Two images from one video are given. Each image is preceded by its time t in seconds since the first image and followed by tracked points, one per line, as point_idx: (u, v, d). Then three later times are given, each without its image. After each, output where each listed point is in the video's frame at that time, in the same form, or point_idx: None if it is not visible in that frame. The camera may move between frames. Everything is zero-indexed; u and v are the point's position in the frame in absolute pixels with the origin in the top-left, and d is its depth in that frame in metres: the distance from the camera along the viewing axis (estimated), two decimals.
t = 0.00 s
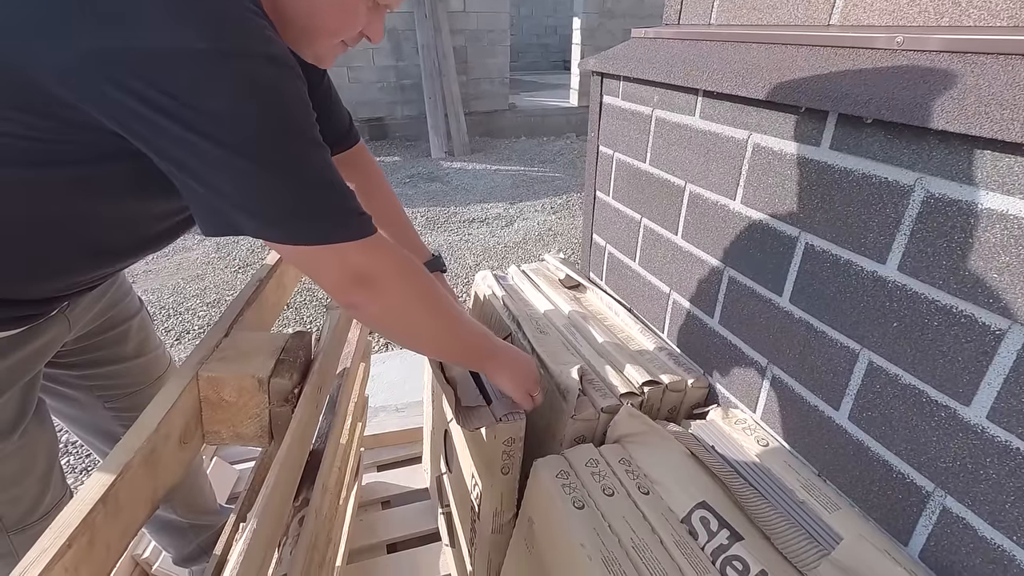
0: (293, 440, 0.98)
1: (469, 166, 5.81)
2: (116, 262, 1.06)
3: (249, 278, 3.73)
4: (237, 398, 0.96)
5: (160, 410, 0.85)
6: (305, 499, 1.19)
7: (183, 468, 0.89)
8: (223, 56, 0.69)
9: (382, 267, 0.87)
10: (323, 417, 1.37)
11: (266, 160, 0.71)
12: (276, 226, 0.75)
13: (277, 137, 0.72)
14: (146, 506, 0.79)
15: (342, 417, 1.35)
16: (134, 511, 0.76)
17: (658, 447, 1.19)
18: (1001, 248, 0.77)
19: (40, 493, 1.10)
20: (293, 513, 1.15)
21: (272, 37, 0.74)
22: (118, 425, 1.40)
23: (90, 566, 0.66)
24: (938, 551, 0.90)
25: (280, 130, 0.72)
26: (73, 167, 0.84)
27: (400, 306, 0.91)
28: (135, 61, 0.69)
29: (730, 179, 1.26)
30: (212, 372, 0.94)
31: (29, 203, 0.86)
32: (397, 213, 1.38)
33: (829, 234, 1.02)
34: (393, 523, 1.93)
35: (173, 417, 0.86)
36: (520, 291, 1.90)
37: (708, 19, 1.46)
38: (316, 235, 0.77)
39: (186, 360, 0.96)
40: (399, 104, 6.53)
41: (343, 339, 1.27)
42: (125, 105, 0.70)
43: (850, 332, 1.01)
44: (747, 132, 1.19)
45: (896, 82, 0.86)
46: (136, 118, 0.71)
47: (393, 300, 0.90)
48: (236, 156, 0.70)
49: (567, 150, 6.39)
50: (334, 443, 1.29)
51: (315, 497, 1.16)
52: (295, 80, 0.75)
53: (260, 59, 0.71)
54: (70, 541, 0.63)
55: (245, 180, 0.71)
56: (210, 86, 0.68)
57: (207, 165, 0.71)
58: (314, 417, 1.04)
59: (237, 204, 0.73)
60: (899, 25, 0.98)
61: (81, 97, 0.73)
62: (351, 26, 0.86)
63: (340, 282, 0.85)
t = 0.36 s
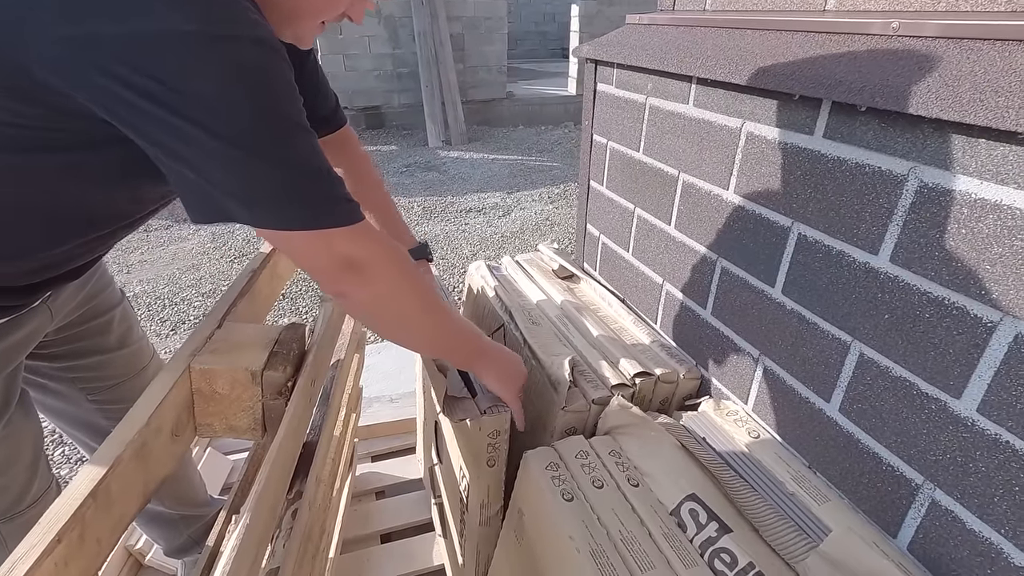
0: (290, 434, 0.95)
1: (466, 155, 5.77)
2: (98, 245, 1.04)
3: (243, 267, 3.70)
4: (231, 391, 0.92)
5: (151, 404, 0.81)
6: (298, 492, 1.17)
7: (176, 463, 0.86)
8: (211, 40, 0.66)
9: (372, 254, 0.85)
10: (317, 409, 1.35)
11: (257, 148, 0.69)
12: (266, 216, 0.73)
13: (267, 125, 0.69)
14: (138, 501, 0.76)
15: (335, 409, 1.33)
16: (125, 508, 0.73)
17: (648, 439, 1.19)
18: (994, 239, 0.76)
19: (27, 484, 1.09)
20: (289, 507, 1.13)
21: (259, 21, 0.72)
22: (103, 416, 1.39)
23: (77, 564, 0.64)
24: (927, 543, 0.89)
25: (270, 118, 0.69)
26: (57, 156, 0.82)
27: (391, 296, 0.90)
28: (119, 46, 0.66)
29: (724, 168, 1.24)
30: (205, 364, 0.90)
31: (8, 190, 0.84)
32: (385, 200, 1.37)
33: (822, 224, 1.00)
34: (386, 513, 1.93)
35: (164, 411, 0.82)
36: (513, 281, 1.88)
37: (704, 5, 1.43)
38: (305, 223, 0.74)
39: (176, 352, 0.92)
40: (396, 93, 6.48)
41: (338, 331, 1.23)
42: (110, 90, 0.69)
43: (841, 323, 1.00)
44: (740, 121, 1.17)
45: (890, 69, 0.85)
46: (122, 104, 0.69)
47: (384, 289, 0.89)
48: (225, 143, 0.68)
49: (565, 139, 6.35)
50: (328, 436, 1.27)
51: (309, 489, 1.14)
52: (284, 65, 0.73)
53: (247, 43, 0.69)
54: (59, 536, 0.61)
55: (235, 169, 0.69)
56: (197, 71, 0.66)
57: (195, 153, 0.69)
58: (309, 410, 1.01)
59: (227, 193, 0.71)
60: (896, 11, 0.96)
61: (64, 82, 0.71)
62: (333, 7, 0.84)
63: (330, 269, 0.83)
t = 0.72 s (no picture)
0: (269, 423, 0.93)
1: (462, 145, 5.73)
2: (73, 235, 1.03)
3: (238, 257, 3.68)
4: (209, 379, 0.89)
5: (126, 392, 0.78)
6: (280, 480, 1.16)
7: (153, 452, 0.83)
8: (169, 22, 0.65)
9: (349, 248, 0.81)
10: (302, 399, 1.33)
11: (218, 131, 0.67)
12: (231, 202, 0.70)
13: (228, 107, 0.67)
14: (113, 490, 0.73)
15: (321, 399, 1.31)
16: (99, 497, 0.70)
17: (633, 429, 1.18)
18: (977, 226, 0.75)
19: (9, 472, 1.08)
20: (271, 498, 1.11)
21: (221, 5, 0.70)
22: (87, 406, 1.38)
23: (48, 554, 0.61)
24: (907, 532, 0.89)
25: (232, 100, 0.67)
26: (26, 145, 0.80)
27: (370, 296, 0.86)
28: (76, 28, 0.65)
29: (711, 156, 1.23)
30: (183, 352, 0.87)
31: None
32: (370, 189, 1.35)
33: (808, 212, 0.99)
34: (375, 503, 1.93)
35: (140, 400, 0.79)
36: (503, 270, 1.87)
37: None
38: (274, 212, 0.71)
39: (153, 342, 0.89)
40: (392, 82, 6.42)
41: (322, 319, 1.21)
42: (70, 76, 0.67)
43: (826, 313, 0.99)
44: (727, 107, 1.15)
45: (876, 53, 0.83)
46: (82, 90, 0.67)
47: (363, 287, 0.85)
48: (186, 127, 0.66)
49: (562, 128, 6.31)
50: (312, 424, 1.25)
51: (291, 479, 1.13)
52: (248, 49, 0.71)
53: (208, 26, 0.67)
54: (28, 525, 0.59)
55: (197, 154, 0.67)
56: (154, 52, 0.64)
57: (156, 138, 0.67)
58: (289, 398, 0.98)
59: (190, 179, 0.69)
60: None
61: (27, 69, 0.69)
62: None
63: (303, 263, 0.79)
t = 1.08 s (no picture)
0: (229, 413, 0.92)
1: (458, 133, 5.68)
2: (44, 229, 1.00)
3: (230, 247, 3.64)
4: (171, 370, 0.87)
5: (78, 384, 0.76)
6: (252, 472, 1.15)
7: (110, 445, 0.81)
8: None
9: (303, 246, 0.77)
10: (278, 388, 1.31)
11: (170, 113, 0.63)
12: (183, 190, 0.65)
13: (183, 89, 0.64)
14: (64, 483, 0.72)
15: (299, 389, 1.29)
16: (47, 489, 0.69)
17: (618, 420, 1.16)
18: (965, 210, 0.72)
19: None
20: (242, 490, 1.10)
21: None
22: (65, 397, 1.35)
23: None
24: (892, 524, 0.87)
25: (186, 81, 0.64)
26: None
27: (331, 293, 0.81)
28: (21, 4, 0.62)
29: (699, 141, 1.20)
30: (143, 342, 0.85)
31: None
32: (347, 176, 1.32)
33: (795, 198, 0.97)
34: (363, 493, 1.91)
35: (94, 391, 0.78)
36: (491, 258, 1.84)
37: None
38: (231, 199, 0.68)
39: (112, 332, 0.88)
40: (387, 69, 6.35)
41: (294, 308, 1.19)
42: (12, 56, 0.63)
43: (813, 301, 0.96)
44: (715, 91, 1.12)
45: (864, 31, 0.81)
46: (26, 71, 0.63)
47: (322, 284, 0.80)
48: (134, 109, 0.62)
49: (557, 117, 6.26)
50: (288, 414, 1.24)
51: (263, 470, 1.11)
52: (206, 32, 0.68)
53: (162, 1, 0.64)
54: None
55: (147, 138, 0.63)
56: (103, 29, 0.61)
57: (103, 122, 0.63)
58: (251, 386, 0.98)
59: (140, 166, 0.65)
60: None
61: None
62: None
63: (255, 263, 0.74)
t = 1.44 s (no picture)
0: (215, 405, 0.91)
1: (454, 125, 5.65)
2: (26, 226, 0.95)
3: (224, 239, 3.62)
4: (156, 363, 0.86)
5: (60, 376, 0.75)
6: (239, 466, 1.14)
7: (93, 439, 0.80)
8: None
9: (304, 219, 0.73)
10: (267, 381, 1.30)
11: (153, 80, 0.59)
12: (173, 165, 0.62)
13: (166, 57, 0.60)
14: (46, 477, 0.70)
15: (288, 382, 1.28)
16: (28, 483, 0.67)
17: (606, 413, 1.15)
18: (953, 201, 0.71)
19: None
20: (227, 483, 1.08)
21: None
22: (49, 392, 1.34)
23: None
24: (878, 518, 0.87)
25: (170, 50, 0.60)
26: None
27: (334, 267, 0.78)
28: None
29: (689, 131, 1.18)
30: (127, 334, 0.84)
31: None
32: (337, 166, 1.30)
33: (784, 188, 0.95)
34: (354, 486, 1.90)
35: (77, 383, 0.76)
36: (483, 250, 1.83)
37: None
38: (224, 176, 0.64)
39: (95, 325, 0.86)
40: (383, 60, 6.31)
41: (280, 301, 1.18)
42: None
43: (801, 293, 0.95)
44: (705, 80, 1.11)
45: (853, 18, 0.79)
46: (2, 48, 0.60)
47: (323, 259, 0.77)
48: (118, 80, 0.58)
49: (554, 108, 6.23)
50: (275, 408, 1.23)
51: (251, 463, 1.10)
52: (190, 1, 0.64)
53: None
54: None
55: (130, 109, 0.59)
56: None
57: (84, 94, 0.59)
58: (236, 378, 0.96)
59: (125, 140, 0.61)
60: None
61: None
62: None
63: (255, 237, 0.71)
